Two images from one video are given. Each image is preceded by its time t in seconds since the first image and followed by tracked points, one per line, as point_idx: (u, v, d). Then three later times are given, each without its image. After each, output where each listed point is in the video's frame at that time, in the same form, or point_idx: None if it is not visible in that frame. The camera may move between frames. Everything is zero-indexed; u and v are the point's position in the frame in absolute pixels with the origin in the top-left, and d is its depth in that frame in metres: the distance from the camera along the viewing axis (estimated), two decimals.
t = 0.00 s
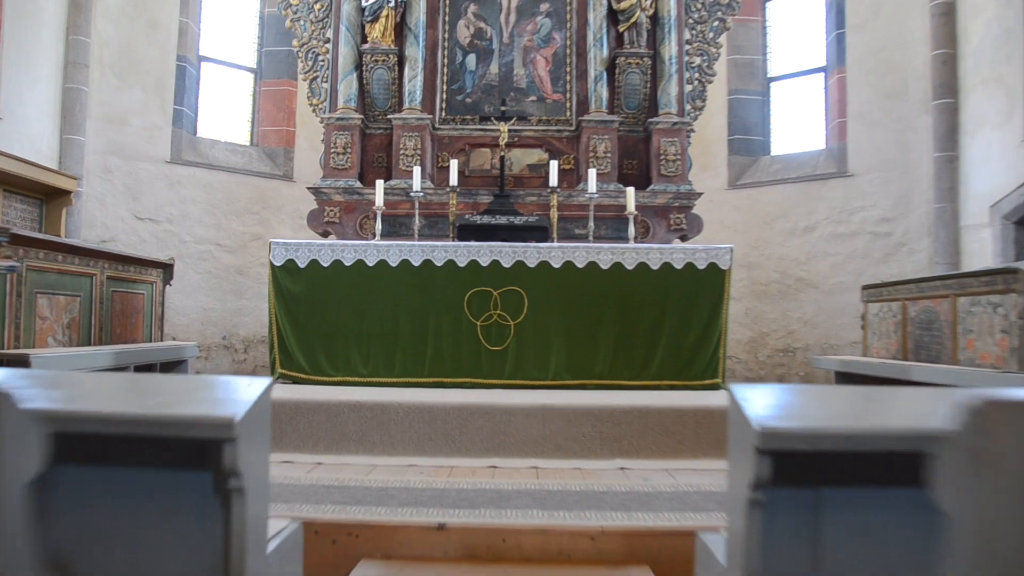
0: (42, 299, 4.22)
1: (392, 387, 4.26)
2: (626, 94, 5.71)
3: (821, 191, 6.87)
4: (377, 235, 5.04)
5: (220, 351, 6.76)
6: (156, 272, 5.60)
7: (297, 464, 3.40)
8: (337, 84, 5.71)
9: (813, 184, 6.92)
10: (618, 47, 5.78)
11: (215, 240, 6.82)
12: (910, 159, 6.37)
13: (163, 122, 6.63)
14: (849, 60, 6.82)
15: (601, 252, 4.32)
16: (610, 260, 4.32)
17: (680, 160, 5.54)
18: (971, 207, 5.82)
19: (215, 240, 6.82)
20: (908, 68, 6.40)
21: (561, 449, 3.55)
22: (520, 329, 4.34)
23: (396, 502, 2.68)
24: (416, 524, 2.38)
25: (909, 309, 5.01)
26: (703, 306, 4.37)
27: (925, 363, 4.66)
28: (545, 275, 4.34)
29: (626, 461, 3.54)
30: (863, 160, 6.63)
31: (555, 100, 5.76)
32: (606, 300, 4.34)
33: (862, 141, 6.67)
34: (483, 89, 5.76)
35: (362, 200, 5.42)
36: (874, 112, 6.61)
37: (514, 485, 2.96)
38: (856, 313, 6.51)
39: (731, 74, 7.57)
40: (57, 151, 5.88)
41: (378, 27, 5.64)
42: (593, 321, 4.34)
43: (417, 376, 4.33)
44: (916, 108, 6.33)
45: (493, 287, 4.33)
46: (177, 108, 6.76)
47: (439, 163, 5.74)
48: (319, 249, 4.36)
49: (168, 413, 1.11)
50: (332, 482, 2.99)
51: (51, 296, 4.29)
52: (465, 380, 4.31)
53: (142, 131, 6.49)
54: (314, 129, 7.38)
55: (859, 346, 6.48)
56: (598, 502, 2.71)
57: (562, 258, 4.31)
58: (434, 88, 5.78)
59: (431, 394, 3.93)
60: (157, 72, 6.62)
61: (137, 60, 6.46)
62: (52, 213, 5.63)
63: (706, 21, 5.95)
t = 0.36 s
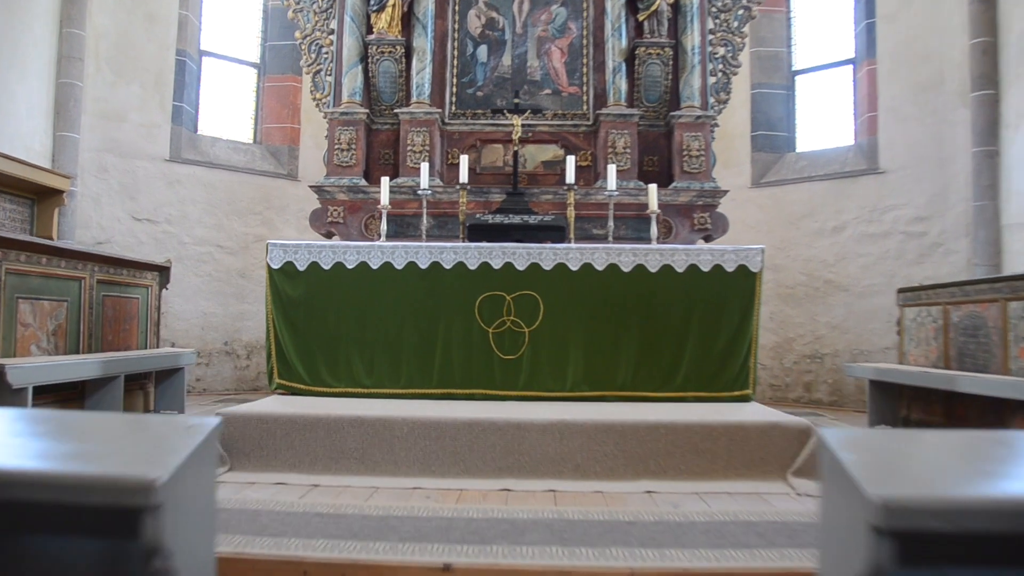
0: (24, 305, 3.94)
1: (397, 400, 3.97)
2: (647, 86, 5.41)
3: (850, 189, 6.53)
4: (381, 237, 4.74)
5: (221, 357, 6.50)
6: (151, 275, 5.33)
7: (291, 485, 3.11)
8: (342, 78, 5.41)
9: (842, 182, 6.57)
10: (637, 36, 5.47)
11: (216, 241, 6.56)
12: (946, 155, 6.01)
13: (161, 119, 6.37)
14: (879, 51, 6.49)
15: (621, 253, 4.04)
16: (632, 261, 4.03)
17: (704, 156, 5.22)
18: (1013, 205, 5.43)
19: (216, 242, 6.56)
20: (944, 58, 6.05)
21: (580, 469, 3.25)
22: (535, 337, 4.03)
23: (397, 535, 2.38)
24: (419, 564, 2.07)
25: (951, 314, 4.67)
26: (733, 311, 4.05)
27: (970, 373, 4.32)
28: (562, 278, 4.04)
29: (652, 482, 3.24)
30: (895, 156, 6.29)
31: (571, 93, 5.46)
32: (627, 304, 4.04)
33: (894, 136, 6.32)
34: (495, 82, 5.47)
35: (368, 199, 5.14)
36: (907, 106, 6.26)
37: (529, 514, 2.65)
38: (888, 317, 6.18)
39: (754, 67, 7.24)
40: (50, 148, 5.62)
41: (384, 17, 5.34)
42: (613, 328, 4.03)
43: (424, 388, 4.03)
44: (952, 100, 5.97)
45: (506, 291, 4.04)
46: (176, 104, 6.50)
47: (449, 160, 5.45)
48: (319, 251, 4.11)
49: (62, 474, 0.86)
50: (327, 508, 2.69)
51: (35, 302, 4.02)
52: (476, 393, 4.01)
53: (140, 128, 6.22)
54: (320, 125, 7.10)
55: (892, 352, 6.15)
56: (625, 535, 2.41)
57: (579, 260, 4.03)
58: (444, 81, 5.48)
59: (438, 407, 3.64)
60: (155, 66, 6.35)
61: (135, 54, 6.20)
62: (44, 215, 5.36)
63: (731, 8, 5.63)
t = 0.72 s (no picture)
0: None
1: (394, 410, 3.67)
2: (662, 75, 5.11)
3: (876, 184, 6.20)
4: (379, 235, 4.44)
5: (216, 361, 6.22)
6: (139, 275, 5.06)
7: (275, 507, 2.82)
8: (340, 66, 5.12)
9: (867, 177, 6.25)
10: (652, 22, 5.17)
11: (211, 240, 6.29)
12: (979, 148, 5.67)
13: (153, 112, 6.09)
14: (907, 39, 6.16)
15: (637, 251, 3.74)
16: (649, 260, 3.74)
17: (724, 148, 4.92)
18: None
19: (211, 241, 6.29)
20: (976, 45, 5.72)
21: (595, 488, 2.95)
22: (545, 341, 3.73)
23: (387, 570, 2.08)
24: None
25: (992, 316, 4.34)
26: (758, 314, 3.75)
27: (1016, 380, 3.99)
28: (574, 278, 3.74)
29: (675, 503, 2.93)
30: (924, 149, 5.96)
31: (583, 82, 5.16)
32: (645, 306, 3.73)
33: (923, 128, 6.00)
34: (502, 70, 5.17)
35: (367, 194, 4.84)
36: (937, 96, 5.92)
37: (538, 543, 2.35)
38: (917, 319, 5.85)
39: (774, 57, 6.93)
40: (34, 142, 5.35)
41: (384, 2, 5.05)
42: (630, 332, 3.73)
43: (424, 397, 3.73)
44: (985, 89, 5.64)
45: (514, 292, 3.74)
46: (168, 97, 6.22)
47: (454, 153, 5.14)
48: (312, 249, 3.82)
49: None
50: (310, 536, 2.40)
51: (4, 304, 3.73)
52: (480, 402, 3.71)
53: (130, 122, 5.95)
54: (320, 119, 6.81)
55: (921, 357, 5.82)
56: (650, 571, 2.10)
57: (593, 258, 3.73)
58: (448, 69, 5.20)
59: (439, 419, 3.34)
60: (147, 57, 6.08)
61: (125, 44, 5.92)
62: (27, 212, 5.09)
63: None
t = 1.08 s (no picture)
0: None
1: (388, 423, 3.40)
2: (676, 64, 4.84)
3: (898, 181, 5.90)
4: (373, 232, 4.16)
5: (209, 367, 5.97)
6: (124, 277, 4.80)
7: (253, 534, 2.56)
8: (335, 56, 4.86)
9: (889, 173, 5.96)
10: (665, 9, 4.90)
11: (203, 240, 6.04)
12: (1009, 142, 5.37)
13: (142, 106, 5.83)
14: (931, 28, 5.87)
15: (651, 250, 3.46)
16: (664, 260, 3.45)
17: (742, 141, 4.64)
18: None
19: (203, 241, 6.03)
20: (1006, 33, 5.42)
21: (606, 511, 2.68)
22: (551, 348, 3.45)
23: None
24: None
25: None
26: (783, 318, 3.46)
27: None
28: (582, 279, 3.46)
29: (695, 528, 2.65)
30: (950, 144, 5.66)
31: (592, 72, 4.89)
32: (659, 310, 3.44)
33: (949, 121, 5.69)
34: (506, 60, 4.91)
35: (363, 190, 4.57)
36: (965, 88, 5.62)
37: None
38: (943, 323, 5.56)
39: (790, 49, 6.64)
40: (15, 137, 5.10)
41: None
42: (643, 338, 3.45)
43: (421, 408, 3.45)
44: (1017, 80, 5.34)
45: (518, 295, 3.46)
46: (159, 90, 5.96)
47: (455, 148, 4.87)
48: (301, 248, 3.55)
49: None
50: (285, 571, 2.13)
51: None
52: (481, 413, 3.43)
53: (118, 116, 5.69)
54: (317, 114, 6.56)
55: (947, 362, 5.52)
56: None
57: (603, 258, 3.45)
58: (449, 59, 4.92)
59: (435, 433, 3.07)
60: (136, 48, 5.82)
61: (112, 35, 5.67)
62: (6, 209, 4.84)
63: None
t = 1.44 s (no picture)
0: None
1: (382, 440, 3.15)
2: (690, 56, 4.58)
3: (922, 180, 5.63)
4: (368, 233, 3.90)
5: (200, 374, 5.73)
6: (108, 281, 4.55)
7: (229, 571, 2.30)
8: (330, 48, 4.60)
9: (912, 171, 5.68)
10: None
11: (196, 242, 5.79)
12: None
13: (131, 102, 5.59)
14: (958, 19, 5.59)
15: (667, 253, 3.20)
16: (681, 264, 3.19)
17: (760, 137, 4.38)
18: None
19: (195, 243, 5.79)
20: None
21: (621, 543, 2.42)
22: (559, 359, 3.19)
23: None
24: None
25: None
26: (809, 326, 3.20)
27: None
28: (593, 285, 3.20)
29: (720, 563, 2.39)
30: (978, 140, 5.39)
31: (601, 64, 4.64)
32: (676, 318, 3.18)
33: (976, 117, 5.42)
34: (511, 52, 4.65)
35: (359, 190, 4.32)
36: (994, 81, 5.35)
37: None
38: (970, 329, 5.28)
39: (808, 43, 6.37)
40: None
41: None
42: (658, 348, 3.19)
43: (418, 424, 3.20)
44: None
45: (523, 301, 3.20)
46: (149, 85, 5.71)
47: (457, 144, 4.63)
48: (290, 251, 3.30)
49: None
50: None
51: None
52: (483, 430, 3.17)
53: (105, 112, 5.45)
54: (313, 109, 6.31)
55: (974, 370, 5.25)
56: None
57: (615, 262, 3.19)
58: (450, 50, 4.65)
59: (434, 454, 2.81)
60: (124, 42, 5.58)
61: (99, 27, 5.43)
62: None
63: None
